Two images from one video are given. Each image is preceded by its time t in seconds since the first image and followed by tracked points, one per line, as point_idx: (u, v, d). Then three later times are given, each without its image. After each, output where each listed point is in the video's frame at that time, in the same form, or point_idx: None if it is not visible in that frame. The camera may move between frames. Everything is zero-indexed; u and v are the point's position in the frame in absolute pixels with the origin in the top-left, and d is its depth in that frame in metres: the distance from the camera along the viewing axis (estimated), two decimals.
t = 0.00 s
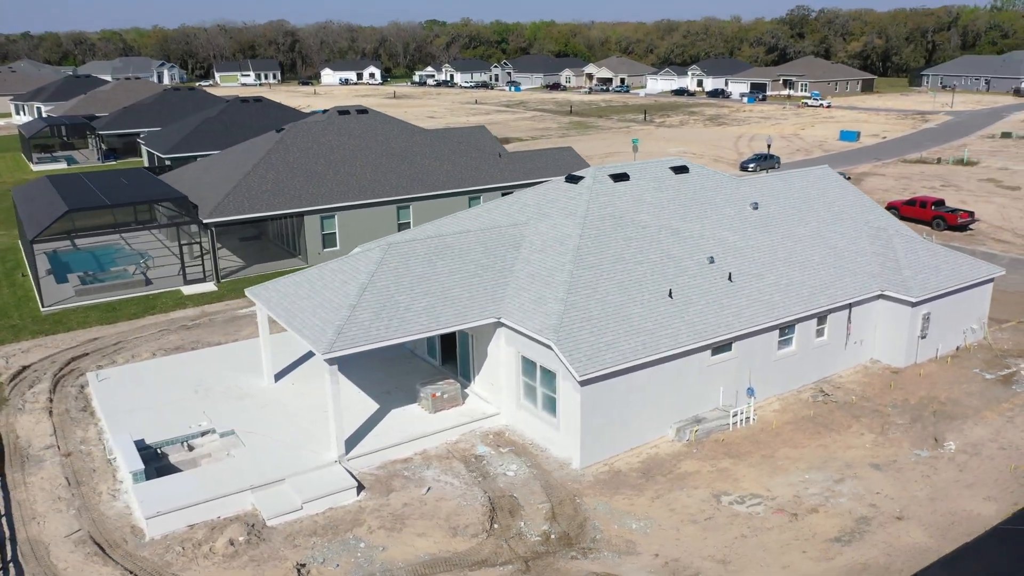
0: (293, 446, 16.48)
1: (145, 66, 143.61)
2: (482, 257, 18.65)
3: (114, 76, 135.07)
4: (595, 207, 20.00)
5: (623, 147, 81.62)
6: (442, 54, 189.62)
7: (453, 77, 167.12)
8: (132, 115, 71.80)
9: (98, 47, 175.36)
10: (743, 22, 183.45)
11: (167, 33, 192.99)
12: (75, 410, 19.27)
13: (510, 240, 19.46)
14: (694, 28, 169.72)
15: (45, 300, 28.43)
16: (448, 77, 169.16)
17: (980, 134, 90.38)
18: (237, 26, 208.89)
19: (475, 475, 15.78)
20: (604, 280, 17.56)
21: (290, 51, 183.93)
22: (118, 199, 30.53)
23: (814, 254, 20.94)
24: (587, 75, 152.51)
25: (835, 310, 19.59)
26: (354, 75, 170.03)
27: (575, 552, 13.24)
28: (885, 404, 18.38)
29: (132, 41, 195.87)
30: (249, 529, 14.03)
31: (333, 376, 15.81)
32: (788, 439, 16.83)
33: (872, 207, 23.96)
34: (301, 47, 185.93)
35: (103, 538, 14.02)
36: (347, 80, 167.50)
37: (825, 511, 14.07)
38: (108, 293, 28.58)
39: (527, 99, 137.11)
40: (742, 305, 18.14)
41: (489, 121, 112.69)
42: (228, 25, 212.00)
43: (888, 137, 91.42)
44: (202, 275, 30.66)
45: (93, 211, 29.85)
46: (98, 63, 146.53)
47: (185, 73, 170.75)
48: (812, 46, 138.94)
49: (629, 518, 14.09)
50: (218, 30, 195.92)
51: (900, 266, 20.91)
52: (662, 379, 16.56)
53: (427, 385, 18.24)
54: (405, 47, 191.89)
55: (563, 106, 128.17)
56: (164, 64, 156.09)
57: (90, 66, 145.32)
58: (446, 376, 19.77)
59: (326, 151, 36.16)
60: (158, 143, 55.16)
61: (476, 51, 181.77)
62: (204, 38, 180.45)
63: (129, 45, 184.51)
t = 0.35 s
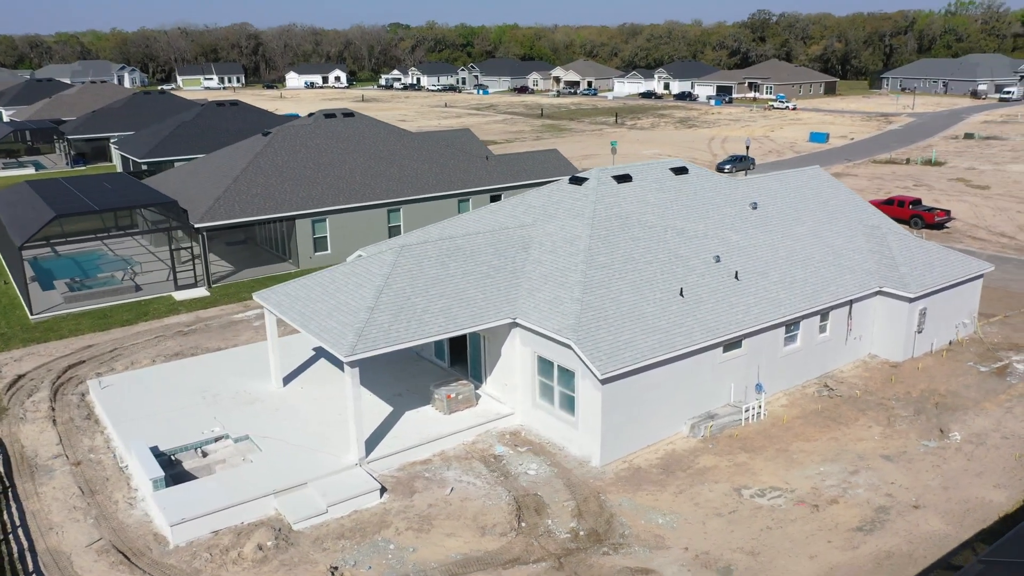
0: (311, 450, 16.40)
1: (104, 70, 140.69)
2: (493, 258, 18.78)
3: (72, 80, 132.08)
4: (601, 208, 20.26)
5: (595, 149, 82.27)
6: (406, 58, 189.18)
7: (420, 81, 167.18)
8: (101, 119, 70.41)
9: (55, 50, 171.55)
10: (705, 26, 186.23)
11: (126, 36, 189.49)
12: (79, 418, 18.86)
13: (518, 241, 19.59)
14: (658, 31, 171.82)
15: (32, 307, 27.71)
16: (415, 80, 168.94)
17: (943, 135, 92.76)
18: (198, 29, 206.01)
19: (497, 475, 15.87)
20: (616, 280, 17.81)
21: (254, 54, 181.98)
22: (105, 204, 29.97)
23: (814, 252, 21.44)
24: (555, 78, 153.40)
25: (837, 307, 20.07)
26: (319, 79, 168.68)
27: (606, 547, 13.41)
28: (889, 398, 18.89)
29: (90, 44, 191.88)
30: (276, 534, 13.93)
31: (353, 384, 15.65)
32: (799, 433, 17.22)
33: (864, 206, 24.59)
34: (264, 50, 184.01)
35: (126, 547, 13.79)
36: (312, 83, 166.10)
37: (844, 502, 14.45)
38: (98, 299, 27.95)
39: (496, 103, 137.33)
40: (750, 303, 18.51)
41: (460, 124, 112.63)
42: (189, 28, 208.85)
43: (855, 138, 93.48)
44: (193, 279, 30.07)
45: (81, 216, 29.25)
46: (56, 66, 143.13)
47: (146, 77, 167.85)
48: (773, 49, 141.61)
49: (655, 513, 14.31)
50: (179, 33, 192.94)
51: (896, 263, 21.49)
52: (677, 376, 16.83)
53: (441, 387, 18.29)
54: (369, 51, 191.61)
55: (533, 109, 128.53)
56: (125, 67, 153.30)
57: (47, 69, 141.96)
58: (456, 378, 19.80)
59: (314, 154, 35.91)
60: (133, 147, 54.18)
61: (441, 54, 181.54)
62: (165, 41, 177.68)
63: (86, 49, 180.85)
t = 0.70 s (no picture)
0: (323, 452, 16.33)
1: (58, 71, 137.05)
2: (499, 258, 18.90)
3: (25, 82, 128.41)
4: (602, 208, 20.51)
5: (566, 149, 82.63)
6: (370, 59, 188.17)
7: (384, 82, 166.40)
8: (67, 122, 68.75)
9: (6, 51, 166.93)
10: (666, 28, 188.48)
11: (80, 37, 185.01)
12: (79, 426, 18.46)
13: (522, 241, 19.72)
14: (620, 33, 173.25)
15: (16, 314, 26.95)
16: (380, 82, 168.06)
17: (905, 134, 95.04)
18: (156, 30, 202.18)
19: (512, 473, 15.98)
20: (622, 279, 18.06)
21: (214, 56, 179.24)
22: (88, 207, 29.36)
23: (807, 249, 21.96)
24: (521, 80, 153.75)
25: (832, 302, 20.59)
26: (282, 80, 166.77)
27: (628, 542, 13.60)
28: (885, 390, 19.44)
29: (43, 45, 187.19)
30: (296, 537, 13.86)
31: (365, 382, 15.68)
32: (803, 426, 17.63)
33: (850, 203, 25.22)
34: (224, 51, 181.32)
35: (144, 554, 13.59)
36: (275, 85, 164.13)
37: (854, 492, 14.85)
38: (83, 304, 27.33)
39: (463, 104, 137.07)
40: (752, 299, 18.90)
41: (429, 126, 112.17)
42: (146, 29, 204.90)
43: (820, 138, 95.40)
44: (180, 282, 29.54)
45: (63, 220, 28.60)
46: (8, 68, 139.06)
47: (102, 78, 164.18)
48: (734, 51, 143.88)
49: (672, 507, 14.54)
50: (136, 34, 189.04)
51: (886, 259, 22.08)
52: (685, 372, 17.12)
53: (450, 387, 18.36)
54: (332, 52, 190.40)
55: (500, 111, 128.49)
56: (81, 69, 149.80)
57: None
58: (461, 378, 19.83)
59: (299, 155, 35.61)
60: (103, 150, 53.01)
61: (405, 56, 180.77)
62: (122, 42, 173.97)
63: (39, 50, 176.28)
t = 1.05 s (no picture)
0: (340, 454, 16.28)
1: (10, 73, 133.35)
2: (506, 258, 19.02)
3: None
4: (605, 208, 20.76)
5: (537, 151, 82.95)
6: (333, 62, 186.96)
7: (348, 85, 165.30)
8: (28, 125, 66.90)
9: None
10: (627, 31, 190.55)
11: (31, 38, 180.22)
12: (82, 434, 18.11)
13: (528, 241, 19.87)
14: (582, 35, 174.49)
15: None
16: (344, 84, 166.88)
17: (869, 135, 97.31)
18: (111, 32, 197.90)
19: (530, 471, 16.11)
20: (630, 278, 18.31)
21: (172, 58, 176.09)
22: (72, 212, 28.75)
23: (802, 247, 22.48)
24: (486, 82, 153.93)
25: (829, 298, 21.12)
26: (244, 83, 164.61)
27: (653, 536, 13.83)
28: (883, 383, 20.01)
29: None
30: (321, 540, 13.80)
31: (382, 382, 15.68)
32: (809, 419, 18.08)
33: (838, 202, 25.89)
34: (183, 53, 178.28)
35: (168, 562, 13.40)
36: (237, 87, 161.93)
37: (866, 482, 15.29)
38: (70, 311, 26.72)
39: (431, 106, 136.62)
40: (755, 296, 19.32)
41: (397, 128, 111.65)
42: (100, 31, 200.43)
43: (786, 139, 97.28)
44: (168, 287, 29.03)
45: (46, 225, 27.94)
46: None
47: (56, 81, 160.05)
48: (695, 54, 146.00)
49: (692, 500, 14.81)
50: (91, 35, 184.84)
51: (878, 256, 22.73)
52: (696, 368, 17.43)
53: (461, 387, 18.40)
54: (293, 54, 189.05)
55: (468, 113, 128.45)
56: (34, 71, 145.95)
57: None
58: (468, 379, 19.85)
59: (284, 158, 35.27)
60: (73, 154, 51.73)
61: (368, 58, 179.77)
62: (76, 44, 169.98)
63: None
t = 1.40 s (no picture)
0: (357, 452, 16.27)
1: None
2: (516, 255, 19.14)
3: None
4: (609, 206, 21.00)
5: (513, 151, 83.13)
6: (301, 63, 185.25)
7: (317, 85, 164.07)
8: None
9: None
10: (594, 32, 191.78)
11: None
12: (89, 438, 17.86)
13: (535, 239, 20.01)
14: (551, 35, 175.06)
15: None
16: (313, 85, 165.54)
17: (839, 133, 99.06)
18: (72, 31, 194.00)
19: (548, 466, 16.26)
20: (640, 273, 18.55)
21: (136, 58, 173.25)
22: (60, 214, 28.24)
23: (799, 242, 22.94)
24: (457, 82, 153.82)
25: (827, 292, 21.59)
26: (211, 83, 162.40)
27: (677, 526, 14.05)
28: (883, 375, 20.52)
29: None
30: (348, 539, 13.79)
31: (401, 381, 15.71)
32: (815, 410, 18.49)
33: (830, 198, 26.45)
34: (148, 53, 175.44)
35: (194, 563, 13.30)
36: (204, 88, 159.90)
37: (877, 470, 15.69)
38: (61, 314, 26.22)
39: (403, 107, 136.07)
40: (759, 291, 19.69)
41: (370, 129, 111.10)
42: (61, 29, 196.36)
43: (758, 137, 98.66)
44: (161, 289, 28.54)
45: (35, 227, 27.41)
46: None
47: (16, 81, 156.45)
48: (663, 53, 147.43)
49: (711, 491, 15.08)
50: (52, 35, 181.03)
51: (873, 252, 23.27)
52: (706, 362, 17.72)
53: (473, 384, 18.45)
54: (259, 54, 187.31)
55: (441, 113, 128.22)
56: None
57: None
58: (476, 377, 19.88)
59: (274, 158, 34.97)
60: (48, 155, 50.52)
61: (337, 58, 178.57)
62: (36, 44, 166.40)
63: None
